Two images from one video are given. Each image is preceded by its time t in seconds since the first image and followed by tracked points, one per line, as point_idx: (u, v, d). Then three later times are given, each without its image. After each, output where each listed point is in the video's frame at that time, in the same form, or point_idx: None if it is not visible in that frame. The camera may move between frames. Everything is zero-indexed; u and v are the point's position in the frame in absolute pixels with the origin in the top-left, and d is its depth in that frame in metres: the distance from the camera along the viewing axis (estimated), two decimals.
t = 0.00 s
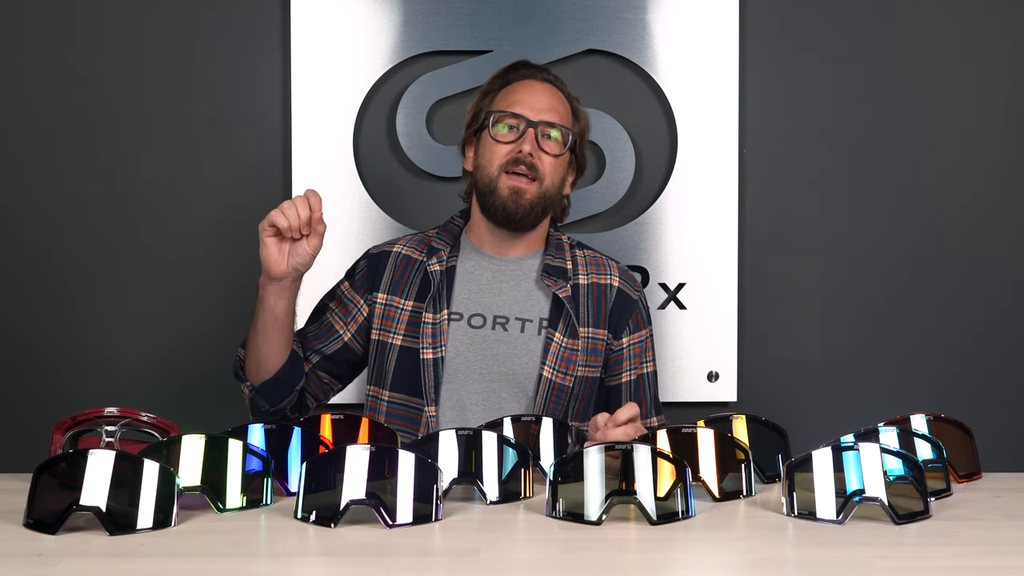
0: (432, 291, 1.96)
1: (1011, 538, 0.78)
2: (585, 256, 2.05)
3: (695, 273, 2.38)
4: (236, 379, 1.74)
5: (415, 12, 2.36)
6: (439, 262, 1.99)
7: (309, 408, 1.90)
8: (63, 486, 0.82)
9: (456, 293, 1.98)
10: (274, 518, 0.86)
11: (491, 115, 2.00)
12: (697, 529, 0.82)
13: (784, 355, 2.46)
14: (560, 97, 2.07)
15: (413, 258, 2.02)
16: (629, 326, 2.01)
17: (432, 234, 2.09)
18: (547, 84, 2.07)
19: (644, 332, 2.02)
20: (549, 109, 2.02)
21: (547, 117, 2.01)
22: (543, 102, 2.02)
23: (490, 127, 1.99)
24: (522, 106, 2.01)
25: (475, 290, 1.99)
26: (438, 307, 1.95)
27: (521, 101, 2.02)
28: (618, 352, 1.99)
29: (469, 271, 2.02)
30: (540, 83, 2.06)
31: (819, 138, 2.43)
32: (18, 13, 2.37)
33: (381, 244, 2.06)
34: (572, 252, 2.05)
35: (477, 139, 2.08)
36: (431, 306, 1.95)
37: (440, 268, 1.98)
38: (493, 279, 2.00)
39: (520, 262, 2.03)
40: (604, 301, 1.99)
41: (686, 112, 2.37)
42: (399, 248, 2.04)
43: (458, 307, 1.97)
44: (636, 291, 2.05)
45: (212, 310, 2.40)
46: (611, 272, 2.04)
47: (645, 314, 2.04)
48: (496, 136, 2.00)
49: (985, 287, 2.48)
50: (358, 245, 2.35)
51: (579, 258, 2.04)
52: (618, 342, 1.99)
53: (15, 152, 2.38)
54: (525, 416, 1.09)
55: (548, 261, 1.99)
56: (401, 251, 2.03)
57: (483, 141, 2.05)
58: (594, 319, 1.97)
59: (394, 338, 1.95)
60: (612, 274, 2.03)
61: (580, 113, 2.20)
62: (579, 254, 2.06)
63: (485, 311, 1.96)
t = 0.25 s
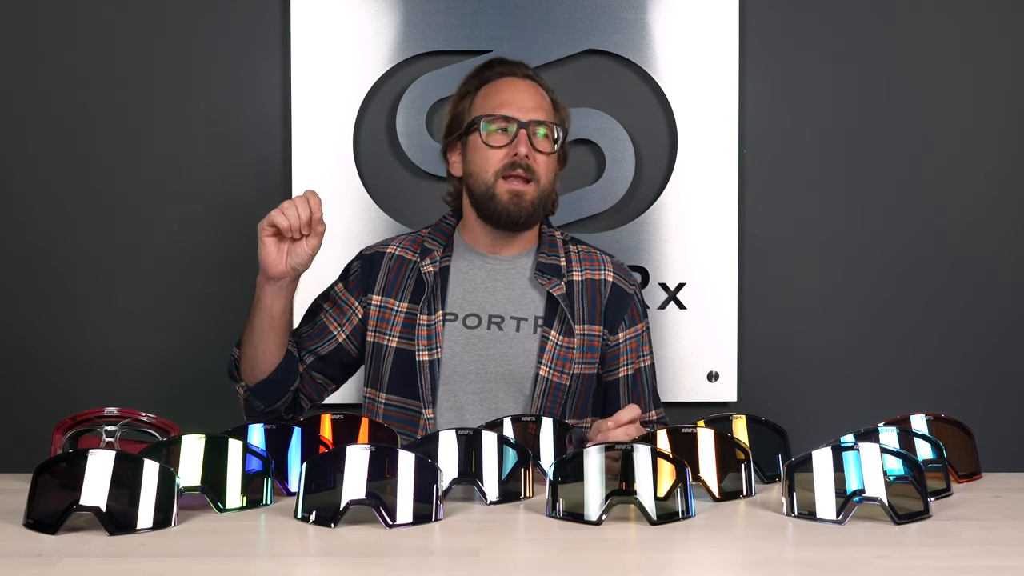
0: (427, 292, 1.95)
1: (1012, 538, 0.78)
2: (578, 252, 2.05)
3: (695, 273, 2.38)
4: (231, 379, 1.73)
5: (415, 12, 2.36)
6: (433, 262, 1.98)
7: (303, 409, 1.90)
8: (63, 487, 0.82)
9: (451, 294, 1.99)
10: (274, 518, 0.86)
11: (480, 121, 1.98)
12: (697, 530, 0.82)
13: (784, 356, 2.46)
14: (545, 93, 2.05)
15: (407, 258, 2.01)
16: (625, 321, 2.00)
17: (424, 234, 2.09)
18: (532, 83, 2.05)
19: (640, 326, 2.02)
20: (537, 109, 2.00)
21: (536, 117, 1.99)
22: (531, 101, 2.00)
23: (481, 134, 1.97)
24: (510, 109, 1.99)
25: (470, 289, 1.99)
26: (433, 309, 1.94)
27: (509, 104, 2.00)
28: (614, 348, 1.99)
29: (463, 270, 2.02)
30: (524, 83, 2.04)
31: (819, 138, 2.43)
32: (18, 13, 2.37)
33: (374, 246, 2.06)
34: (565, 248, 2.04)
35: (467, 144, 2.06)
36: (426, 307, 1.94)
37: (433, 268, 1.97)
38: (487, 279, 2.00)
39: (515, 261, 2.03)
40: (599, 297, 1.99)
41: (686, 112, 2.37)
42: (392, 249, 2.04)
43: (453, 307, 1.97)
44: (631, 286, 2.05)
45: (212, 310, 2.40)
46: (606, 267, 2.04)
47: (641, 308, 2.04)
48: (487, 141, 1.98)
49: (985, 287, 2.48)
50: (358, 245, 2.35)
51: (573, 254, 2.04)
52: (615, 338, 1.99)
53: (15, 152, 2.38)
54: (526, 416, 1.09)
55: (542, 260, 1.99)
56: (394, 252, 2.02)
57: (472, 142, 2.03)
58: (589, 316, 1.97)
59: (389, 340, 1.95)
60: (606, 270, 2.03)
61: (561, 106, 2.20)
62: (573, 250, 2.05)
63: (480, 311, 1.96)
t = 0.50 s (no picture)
0: (425, 300, 1.95)
1: (1011, 538, 0.78)
2: (575, 252, 2.05)
3: (694, 273, 2.38)
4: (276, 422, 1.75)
5: (415, 12, 2.36)
6: (430, 269, 1.98)
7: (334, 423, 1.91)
8: (63, 487, 0.82)
9: (449, 299, 1.99)
10: (274, 518, 0.87)
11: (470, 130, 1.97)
12: (697, 529, 0.82)
13: (784, 356, 2.46)
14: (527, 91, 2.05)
15: (402, 265, 2.01)
16: (623, 320, 2.00)
17: (419, 237, 2.08)
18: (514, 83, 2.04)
19: (637, 325, 2.02)
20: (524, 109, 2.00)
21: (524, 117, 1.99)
22: (516, 102, 1.99)
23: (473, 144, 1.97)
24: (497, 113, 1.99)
25: (468, 294, 1.99)
26: (431, 315, 1.95)
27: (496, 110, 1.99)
28: (613, 348, 1.98)
29: (460, 275, 2.02)
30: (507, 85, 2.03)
31: (819, 138, 2.43)
32: (18, 13, 2.37)
33: (370, 254, 2.07)
34: (562, 248, 2.04)
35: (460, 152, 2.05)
36: (424, 315, 1.94)
37: (430, 274, 1.97)
38: (485, 283, 2.00)
39: (511, 263, 2.03)
40: (597, 297, 1.99)
41: (686, 112, 2.38)
42: (387, 256, 2.04)
43: (452, 312, 1.97)
44: (628, 285, 2.04)
45: (212, 310, 2.40)
46: (602, 266, 2.04)
47: (638, 306, 2.04)
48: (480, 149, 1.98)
49: (985, 287, 2.48)
50: (358, 245, 2.35)
51: (569, 254, 2.04)
52: (614, 338, 1.98)
53: (15, 152, 2.38)
54: (525, 416, 1.09)
55: (539, 262, 1.99)
56: (390, 260, 2.02)
57: (462, 150, 2.04)
58: (587, 316, 1.97)
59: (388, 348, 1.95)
60: (603, 270, 2.03)
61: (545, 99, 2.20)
62: (569, 250, 2.05)
63: (478, 315, 1.97)
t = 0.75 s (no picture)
0: (422, 298, 1.95)
1: (1011, 538, 0.78)
2: (572, 248, 2.05)
3: (695, 273, 2.38)
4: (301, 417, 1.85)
5: (415, 12, 2.36)
6: (426, 267, 1.98)
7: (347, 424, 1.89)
8: (63, 487, 0.82)
9: (446, 297, 1.98)
10: (273, 518, 0.87)
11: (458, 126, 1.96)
12: (697, 529, 0.82)
13: (784, 356, 2.46)
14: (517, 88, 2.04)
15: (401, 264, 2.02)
16: (621, 315, 2.00)
17: (417, 237, 2.09)
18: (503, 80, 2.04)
19: (636, 320, 2.01)
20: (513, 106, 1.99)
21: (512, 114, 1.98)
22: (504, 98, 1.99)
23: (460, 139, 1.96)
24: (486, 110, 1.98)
25: (465, 292, 1.99)
26: (429, 313, 1.94)
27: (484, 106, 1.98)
28: (611, 343, 1.98)
29: (456, 274, 2.01)
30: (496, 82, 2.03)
31: (819, 138, 2.43)
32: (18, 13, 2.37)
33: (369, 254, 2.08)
34: (558, 245, 2.04)
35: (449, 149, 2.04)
36: (422, 312, 1.93)
37: (427, 273, 1.97)
38: (481, 280, 2.00)
39: (507, 261, 2.02)
40: (594, 293, 1.99)
41: (686, 112, 2.38)
42: (387, 255, 2.06)
43: (449, 311, 1.97)
44: (626, 279, 2.04)
45: (212, 310, 2.40)
46: (599, 261, 2.04)
47: (637, 301, 2.03)
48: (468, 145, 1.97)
49: (985, 287, 2.48)
50: (358, 245, 2.35)
51: (566, 250, 2.04)
52: (611, 333, 1.99)
53: (15, 152, 2.38)
54: (525, 416, 1.09)
55: (536, 258, 1.98)
56: (389, 258, 2.04)
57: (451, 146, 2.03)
58: (584, 312, 1.97)
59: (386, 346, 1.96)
60: (600, 265, 2.03)
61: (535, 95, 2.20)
62: (566, 246, 2.05)
63: (476, 313, 1.97)
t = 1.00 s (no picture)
0: (426, 300, 1.97)
1: (1011, 538, 0.78)
2: (575, 248, 2.04)
3: (694, 273, 2.38)
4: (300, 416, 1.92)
5: (415, 12, 2.36)
6: (430, 269, 1.98)
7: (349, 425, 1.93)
8: (63, 487, 0.81)
9: (451, 299, 1.99)
10: (274, 518, 0.86)
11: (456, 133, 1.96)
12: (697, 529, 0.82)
13: (784, 356, 2.46)
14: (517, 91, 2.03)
15: (405, 267, 2.02)
16: (624, 314, 2.00)
17: (420, 239, 2.08)
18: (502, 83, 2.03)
19: (639, 319, 2.01)
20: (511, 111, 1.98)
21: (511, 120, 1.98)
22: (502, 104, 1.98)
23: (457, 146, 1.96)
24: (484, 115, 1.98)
25: (470, 293, 1.99)
26: (434, 316, 1.96)
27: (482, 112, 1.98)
28: (614, 343, 1.98)
29: (460, 276, 2.01)
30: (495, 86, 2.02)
31: (819, 137, 2.43)
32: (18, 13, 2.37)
33: (372, 257, 2.07)
34: (562, 245, 2.04)
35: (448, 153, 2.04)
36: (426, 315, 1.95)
37: (432, 275, 1.97)
38: (486, 281, 2.00)
39: (512, 261, 2.02)
40: (598, 292, 1.99)
41: (686, 112, 2.38)
42: (391, 258, 2.05)
43: (454, 313, 1.98)
44: (629, 279, 2.04)
45: (212, 310, 2.40)
46: (603, 261, 2.04)
47: (639, 301, 2.03)
48: (465, 152, 1.97)
49: (985, 287, 2.48)
50: (358, 245, 2.35)
51: (569, 250, 2.03)
52: (615, 332, 1.99)
53: (15, 152, 2.38)
54: (525, 416, 1.09)
55: (540, 259, 1.99)
56: (393, 262, 2.03)
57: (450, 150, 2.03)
58: (589, 312, 1.97)
59: (391, 351, 1.97)
60: (603, 265, 2.03)
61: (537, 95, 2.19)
62: (569, 246, 2.05)
63: (481, 315, 1.97)
